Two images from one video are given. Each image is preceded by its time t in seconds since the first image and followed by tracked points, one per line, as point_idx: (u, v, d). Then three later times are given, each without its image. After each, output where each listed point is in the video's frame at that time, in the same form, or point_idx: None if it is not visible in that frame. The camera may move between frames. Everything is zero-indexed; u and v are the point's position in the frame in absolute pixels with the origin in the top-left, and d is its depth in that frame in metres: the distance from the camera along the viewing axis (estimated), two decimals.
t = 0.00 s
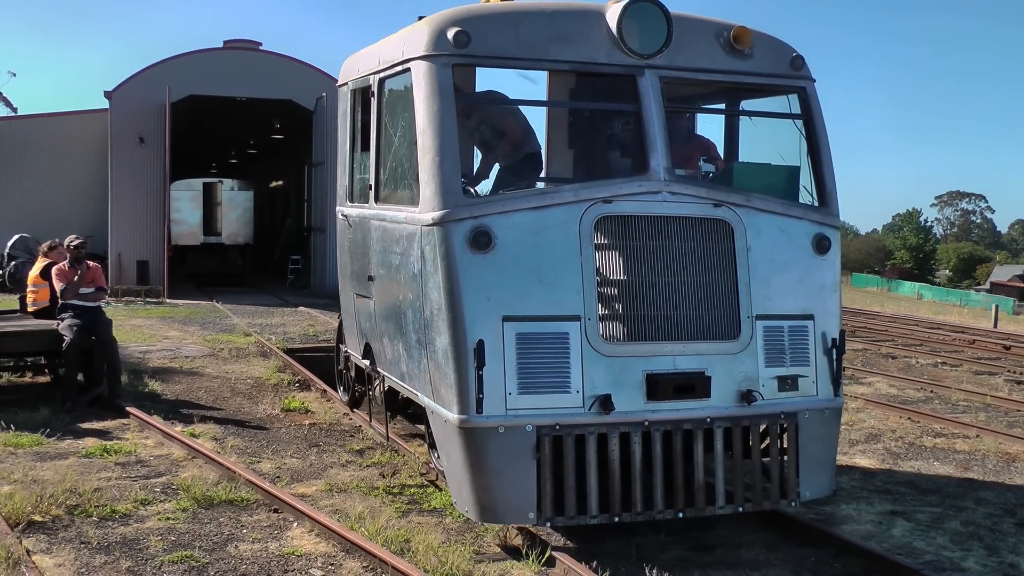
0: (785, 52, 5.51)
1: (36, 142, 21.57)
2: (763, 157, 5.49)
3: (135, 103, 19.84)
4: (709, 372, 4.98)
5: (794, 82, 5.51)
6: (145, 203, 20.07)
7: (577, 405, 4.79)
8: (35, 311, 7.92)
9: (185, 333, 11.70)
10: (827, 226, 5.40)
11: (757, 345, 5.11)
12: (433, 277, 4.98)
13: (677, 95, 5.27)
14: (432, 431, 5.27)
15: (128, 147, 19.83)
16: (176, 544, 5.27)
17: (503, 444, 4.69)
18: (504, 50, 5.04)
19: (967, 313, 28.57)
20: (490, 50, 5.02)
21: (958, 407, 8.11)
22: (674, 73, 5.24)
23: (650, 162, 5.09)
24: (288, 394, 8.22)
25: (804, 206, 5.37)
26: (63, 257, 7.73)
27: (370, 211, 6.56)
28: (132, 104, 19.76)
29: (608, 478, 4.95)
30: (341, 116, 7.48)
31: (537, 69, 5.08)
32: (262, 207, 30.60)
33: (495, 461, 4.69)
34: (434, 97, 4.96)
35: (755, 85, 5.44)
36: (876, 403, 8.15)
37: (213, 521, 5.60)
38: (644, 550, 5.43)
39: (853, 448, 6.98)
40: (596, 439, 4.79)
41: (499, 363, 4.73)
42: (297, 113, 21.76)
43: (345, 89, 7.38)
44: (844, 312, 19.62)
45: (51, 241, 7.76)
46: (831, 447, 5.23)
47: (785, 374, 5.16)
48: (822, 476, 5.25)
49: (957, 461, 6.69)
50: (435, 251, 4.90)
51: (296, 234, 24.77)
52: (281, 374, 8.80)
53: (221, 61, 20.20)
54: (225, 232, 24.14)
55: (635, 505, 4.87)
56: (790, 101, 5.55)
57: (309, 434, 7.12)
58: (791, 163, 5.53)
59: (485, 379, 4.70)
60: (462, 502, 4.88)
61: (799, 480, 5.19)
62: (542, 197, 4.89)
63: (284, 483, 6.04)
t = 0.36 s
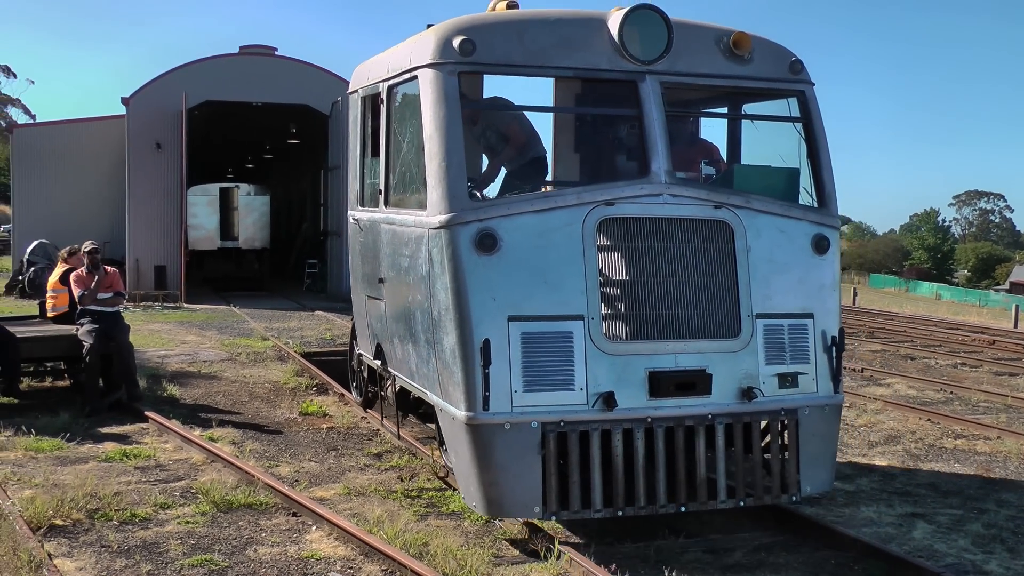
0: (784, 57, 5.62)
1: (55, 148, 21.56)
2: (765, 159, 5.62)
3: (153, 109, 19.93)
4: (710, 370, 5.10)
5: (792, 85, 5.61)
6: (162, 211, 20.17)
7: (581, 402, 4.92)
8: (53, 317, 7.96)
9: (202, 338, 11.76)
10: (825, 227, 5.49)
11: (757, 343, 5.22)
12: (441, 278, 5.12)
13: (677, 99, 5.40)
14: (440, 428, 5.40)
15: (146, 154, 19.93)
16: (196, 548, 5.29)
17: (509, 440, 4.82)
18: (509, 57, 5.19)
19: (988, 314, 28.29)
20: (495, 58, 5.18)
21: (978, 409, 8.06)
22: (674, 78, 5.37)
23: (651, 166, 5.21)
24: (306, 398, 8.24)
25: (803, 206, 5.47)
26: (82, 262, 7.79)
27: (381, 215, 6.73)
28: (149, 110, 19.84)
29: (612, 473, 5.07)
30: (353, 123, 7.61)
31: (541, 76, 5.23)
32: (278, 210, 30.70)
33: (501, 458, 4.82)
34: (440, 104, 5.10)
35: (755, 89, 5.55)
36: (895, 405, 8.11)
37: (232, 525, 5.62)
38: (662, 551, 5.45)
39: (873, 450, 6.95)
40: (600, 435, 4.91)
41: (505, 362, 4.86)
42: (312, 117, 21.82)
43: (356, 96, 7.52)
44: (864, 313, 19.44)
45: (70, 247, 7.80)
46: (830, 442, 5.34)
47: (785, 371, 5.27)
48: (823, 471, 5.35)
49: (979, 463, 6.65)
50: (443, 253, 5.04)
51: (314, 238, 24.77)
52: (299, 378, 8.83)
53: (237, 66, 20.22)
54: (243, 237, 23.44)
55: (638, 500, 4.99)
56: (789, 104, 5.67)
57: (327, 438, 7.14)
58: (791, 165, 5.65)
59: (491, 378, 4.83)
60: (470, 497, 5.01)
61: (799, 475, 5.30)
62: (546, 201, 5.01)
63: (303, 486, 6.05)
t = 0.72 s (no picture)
0: (788, 63, 5.79)
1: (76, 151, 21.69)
2: (769, 164, 5.75)
3: (172, 112, 19.98)
4: (713, 370, 5.24)
5: (796, 91, 5.79)
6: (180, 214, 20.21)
7: (586, 400, 5.06)
8: (74, 319, 8.00)
9: (221, 340, 11.81)
10: (828, 230, 5.63)
11: (760, 343, 5.35)
12: (450, 280, 5.27)
13: (682, 105, 5.54)
14: (449, 427, 5.56)
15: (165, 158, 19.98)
16: (214, 550, 5.31)
17: (515, 437, 4.97)
18: (517, 64, 5.35)
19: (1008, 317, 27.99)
20: (504, 65, 5.34)
21: (1000, 415, 8.01)
22: (680, 85, 5.53)
23: (656, 170, 5.35)
24: (324, 400, 8.26)
25: (805, 210, 5.60)
26: (103, 264, 7.81)
27: (392, 218, 6.85)
28: (167, 113, 19.89)
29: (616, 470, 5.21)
30: (366, 128, 7.71)
31: (549, 83, 5.39)
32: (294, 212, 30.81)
33: (507, 455, 4.97)
34: (449, 111, 5.26)
35: (759, 95, 5.72)
36: (914, 409, 8.07)
37: (250, 527, 5.63)
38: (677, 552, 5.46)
39: (891, 455, 6.93)
40: (604, 433, 5.04)
41: (512, 361, 5.01)
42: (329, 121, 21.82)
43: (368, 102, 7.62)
44: (884, 317, 19.28)
45: (90, 249, 7.81)
46: (832, 442, 5.46)
47: (787, 372, 5.39)
48: (824, 470, 5.47)
49: (999, 468, 6.60)
50: (452, 255, 5.20)
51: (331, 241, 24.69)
52: (317, 381, 8.84)
53: (253, 71, 20.23)
54: (261, 239, 23.38)
55: (642, 497, 5.13)
56: (793, 110, 5.82)
57: (344, 440, 7.15)
58: (794, 169, 5.78)
59: (498, 377, 4.99)
60: (478, 493, 5.17)
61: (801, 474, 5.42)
62: (552, 204, 5.17)
63: (320, 489, 6.06)
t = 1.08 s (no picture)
0: (792, 69, 5.97)
1: (94, 157, 21.69)
2: (775, 166, 5.98)
3: (191, 116, 20.04)
4: (717, 370, 5.46)
5: (799, 96, 5.98)
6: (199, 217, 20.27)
7: (593, 399, 5.29)
8: (93, 323, 8.01)
9: (240, 343, 11.84)
10: (830, 233, 5.84)
11: (763, 344, 5.56)
12: (461, 282, 5.51)
13: (685, 112, 5.76)
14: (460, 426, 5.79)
15: (184, 162, 20.03)
16: (232, 553, 5.32)
17: (523, 435, 5.20)
18: (527, 71, 5.58)
19: None
20: (513, 71, 5.56)
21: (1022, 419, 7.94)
22: (684, 91, 5.74)
23: (661, 174, 5.58)
24: (342, 404, 8.27)
25: (808, 213, 5.81)
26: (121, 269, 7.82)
27: (404, 222, 6.90)
28: (187, 117, 19.95)
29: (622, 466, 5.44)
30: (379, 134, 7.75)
31: (556, 89, 5.61)
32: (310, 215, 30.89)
33: (516, 451, 5.20)
34: (459, 118, 5.51)
35: (764, 100, 5.91)
36: (934, 413, 8.02)
37: (269, 530, 5.65)
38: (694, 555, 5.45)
39: (911, 458, 6.90)
40: (611, 431, 5.28)
41: (520, 361, 5.25)
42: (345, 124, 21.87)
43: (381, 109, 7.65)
44: (906, 320, 19.09)
45: (109, 254, 7.82)
46: (834, 439, 5.67)
47: (790, 371, 5.61)
48: (828, 468, 5.68)
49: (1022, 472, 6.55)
50: (462, 259, 5.45)
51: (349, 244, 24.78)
52: (335, 385, 8.85)
53: (271, 75, 20.32)
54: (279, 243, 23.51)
55: (648, 494, 5.36)
56: (798, 115, 6.03)
57: (362, 444, 7.16)
58: (799, 173, 6.00)
59: (507, 376, 5.23)
60: (487, 489, 5.40)
61: (805, 471, 5.64)
62: (560, 208, 5.41)
63: (338, 493, 6.07)
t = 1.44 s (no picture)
0: (798, 75, 6.01)
1: (115, 159, 21.71)
2: (783, 171, 5.98)
3: (211, 120, 20.02)
4: (724, 371, 5.45)
5: (806, 102, 6.00)
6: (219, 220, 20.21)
7: (601, 399, 5.29)
8: (113, 326, 8.05)
9: (258, 346, 11.88)
10: (836, 237, 5.84)
11: (769, 345, 5.55)
12: (472, 285, 5.53)
13: (692, 118, 5.78)
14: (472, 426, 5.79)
15: (205, 166, 19.98)
16: (251, 555, 5.33)
17: (533, 434, 5.20)
18: (536, 78, 5.62)
19: None
20: (523, 78, 5.60)
21: None
22: (692, 97, 5.76)
23: (669, 179, 5.60)
24: (360, 407, 8.27)
25: (815, 217, 5.81)
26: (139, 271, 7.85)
27: (418, 225, 6.90)
28: (206, 120, 19.92)
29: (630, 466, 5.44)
30: (393, 140, 7.77)
31: (565, 96, 5.65)
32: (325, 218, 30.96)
33: (526, 450, 5.21)
34: (471, 123, 5.53)
35: (771, 106, 5.93)
36: (954, 418, 7.98)
37: (287, 533, 5.65)
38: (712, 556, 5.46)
39: (931, 463, 6.86)
40: (619, 431, 5.28)
41: (530, 362, 5.25)
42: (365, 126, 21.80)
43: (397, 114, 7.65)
44: (925, 324, 18.98)
45: (128, 257, 7.86)
46: (840, 441, 5.67)
47: (796, 373, 5.59)
48: (834, 468, 5.68)
49: None
50: (473, 262, 5.46)
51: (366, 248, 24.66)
52: (353, 388, 8.87)
53: (291, 79, 20.26)
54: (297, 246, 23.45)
55: (654, 492, 5.35)
56: (804, 120, 6.03)
57: (380, 447, 7.17)
58: (806, 178, 5.99)
59: (517, 377, 5.23)
60: (498, 488, 5.41)
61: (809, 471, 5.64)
62: (569, 212, 5.43)
63: (357, 496, 6.07)
